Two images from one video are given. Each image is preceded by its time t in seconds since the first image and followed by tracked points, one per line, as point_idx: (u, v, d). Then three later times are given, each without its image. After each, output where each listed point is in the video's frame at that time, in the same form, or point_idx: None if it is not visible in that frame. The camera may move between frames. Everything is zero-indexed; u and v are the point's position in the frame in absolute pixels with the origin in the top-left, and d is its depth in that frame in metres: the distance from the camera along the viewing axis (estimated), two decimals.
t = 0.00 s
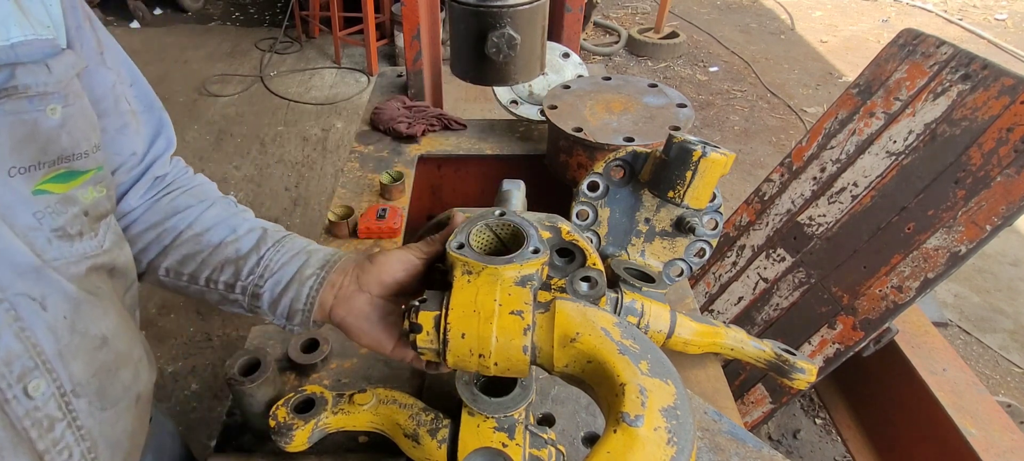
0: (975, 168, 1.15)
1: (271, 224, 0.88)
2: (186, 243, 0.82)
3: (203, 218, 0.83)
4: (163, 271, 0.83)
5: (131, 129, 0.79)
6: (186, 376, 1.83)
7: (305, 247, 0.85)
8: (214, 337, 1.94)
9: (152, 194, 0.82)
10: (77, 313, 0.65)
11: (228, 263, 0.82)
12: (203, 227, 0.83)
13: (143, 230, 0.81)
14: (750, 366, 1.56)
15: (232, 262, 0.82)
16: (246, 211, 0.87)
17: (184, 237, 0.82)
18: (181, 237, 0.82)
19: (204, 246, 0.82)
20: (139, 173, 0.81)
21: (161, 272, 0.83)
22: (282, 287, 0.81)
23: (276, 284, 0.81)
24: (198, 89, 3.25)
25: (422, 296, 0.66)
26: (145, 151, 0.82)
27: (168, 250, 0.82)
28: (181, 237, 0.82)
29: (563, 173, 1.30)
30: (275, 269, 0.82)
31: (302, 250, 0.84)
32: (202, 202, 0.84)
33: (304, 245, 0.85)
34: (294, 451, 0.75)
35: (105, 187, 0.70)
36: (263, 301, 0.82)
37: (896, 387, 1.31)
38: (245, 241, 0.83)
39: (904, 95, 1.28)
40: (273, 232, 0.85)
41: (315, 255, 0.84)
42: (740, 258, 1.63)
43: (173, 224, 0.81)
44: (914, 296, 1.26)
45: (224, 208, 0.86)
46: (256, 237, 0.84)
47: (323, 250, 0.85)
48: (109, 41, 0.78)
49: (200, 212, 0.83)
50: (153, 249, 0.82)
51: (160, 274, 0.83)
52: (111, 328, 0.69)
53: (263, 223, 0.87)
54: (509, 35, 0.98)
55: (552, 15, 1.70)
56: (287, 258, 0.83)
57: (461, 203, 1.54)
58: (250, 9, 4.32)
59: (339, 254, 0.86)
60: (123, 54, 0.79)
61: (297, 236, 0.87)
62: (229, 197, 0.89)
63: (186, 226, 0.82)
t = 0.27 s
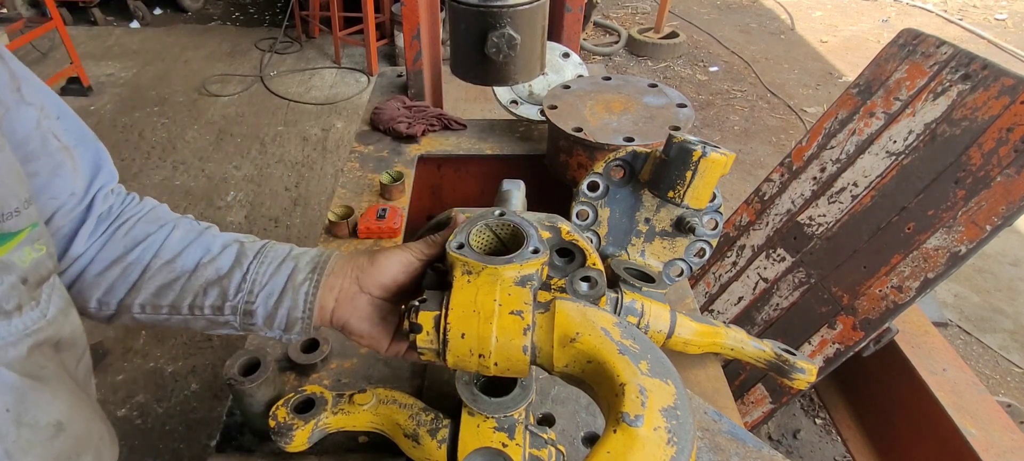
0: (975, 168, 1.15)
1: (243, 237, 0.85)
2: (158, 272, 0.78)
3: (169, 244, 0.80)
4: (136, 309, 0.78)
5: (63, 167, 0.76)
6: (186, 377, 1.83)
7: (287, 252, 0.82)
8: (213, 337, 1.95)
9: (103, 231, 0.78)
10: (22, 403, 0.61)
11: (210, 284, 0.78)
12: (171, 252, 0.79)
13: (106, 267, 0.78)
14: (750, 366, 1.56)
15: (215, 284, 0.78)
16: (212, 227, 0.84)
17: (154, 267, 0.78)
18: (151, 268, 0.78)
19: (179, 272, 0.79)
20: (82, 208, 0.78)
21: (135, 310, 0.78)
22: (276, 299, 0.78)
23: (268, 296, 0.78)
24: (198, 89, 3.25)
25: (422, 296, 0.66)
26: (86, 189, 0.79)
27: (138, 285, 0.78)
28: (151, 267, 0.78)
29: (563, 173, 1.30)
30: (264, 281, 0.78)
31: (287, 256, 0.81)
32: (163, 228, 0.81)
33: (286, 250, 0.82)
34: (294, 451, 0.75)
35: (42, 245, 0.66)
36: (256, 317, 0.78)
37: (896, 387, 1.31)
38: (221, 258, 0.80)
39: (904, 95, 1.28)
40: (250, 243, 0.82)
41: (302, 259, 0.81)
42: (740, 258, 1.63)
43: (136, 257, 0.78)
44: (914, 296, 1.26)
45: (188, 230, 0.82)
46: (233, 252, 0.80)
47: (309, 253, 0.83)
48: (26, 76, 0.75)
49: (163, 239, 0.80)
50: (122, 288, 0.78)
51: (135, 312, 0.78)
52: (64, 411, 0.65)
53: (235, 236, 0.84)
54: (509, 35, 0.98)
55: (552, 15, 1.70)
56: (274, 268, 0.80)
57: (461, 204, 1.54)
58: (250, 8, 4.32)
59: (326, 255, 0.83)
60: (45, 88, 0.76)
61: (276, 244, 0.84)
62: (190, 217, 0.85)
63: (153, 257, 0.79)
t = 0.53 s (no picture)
0: (975, 168, 1.15)
1: (236, 243, 0.84)
2: (155, 288, 0.77)
3: (161, 258, 0.78)
4: (134, 326, 0.77)
5: (13, 179, 0.70)
6: (186, 376, 1.83)
7: (287, 259, 0.82)
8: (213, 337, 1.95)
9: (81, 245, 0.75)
10: None
11: (212, 297, 0.79)
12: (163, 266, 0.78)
13: (95, 286, 0.75)
14: (750, 366, 1.56)
15: (217, 297, 0.78)
16: (202, 235, 0.83)
17: (150, 283, 0.77)
18: (147, 284, 0.77)
19: (177, 287, 0.78)
20: (44, 220, 0.73)
21: (133, 327, 0.77)
22: (281, 307, 0.80)
23: (274, 307, 0.80)
24: (198, 89, 3.25)
25: (422, 296, 0.66)
26: (46, 200, 0.74)
27: (134, 302, 0.77)
28: (145, 283, 0.77)
29: (563, 173, 1.30)
30: (268, 292, 0.80)
31: (287, 264, 0.82)
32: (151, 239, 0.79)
33: (285, 256, 0.83)
34: (293, 451, 0.75)
35: None
36: (262, 326, 0.80)
37: (896, 387, 1.31)
38: (219, 270, 0.80)
39: (904, 95, 1.28)
40: (246, 251, 0.82)
41: (304, 267, 0.82)
42: (740, 258, 1.63)
43: (127, 273, 0.76)
44: (914, 296, 1.26)
45: (176, 240, 0.80)
46: (232, 263, 0.80)
47: (310, 258, 0.83)
48: None
49: (154, 252, 0.78)
50: (114, 306, 0.76)
51: (131, 329, 0.78)
52: (27, 453, 0.56)
53: (228, 243, 0.83)
54: (509, 35, 0.98)
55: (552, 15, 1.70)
56: (277, 277, 0.81)
57: (461, 204, 1.54)
58: (250, 8, 4.32)
59: (326, 259, 0.84)
60: None
61: (272, 249, 0.84)
62: (173, 223, 0.83)
63: (146, 272, 0.77)
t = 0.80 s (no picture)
0: (975, 168, 1.15)
1: (156, 193, 0.89)
2: (94, 251, 0.85)
3: (88, 223, 0.85)
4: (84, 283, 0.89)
5: None
6: (186, 377, 1.83)
7: (209, 210, 0.89)
8: (214, 337, 1.95)
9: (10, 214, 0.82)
10: None
11: (150, 255, 0.88)
12: (90, 230, 0.85)
13: (34, 252, 0.83)
14: (750, 366, 1.56)
15: (155, 255, 0.88)
16: (121, 190, 0.88)
17: (85, 247, 0.85)
18: (83, 249, 0.85)
19: (110, 249, 0.86)
20: None
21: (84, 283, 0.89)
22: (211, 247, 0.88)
23: (209, 257, 0.90)
24: (198, 89, 3.25)
25: (422, 295, 0.66)
26: None
27: (77, 264, 0.86)
28: (80, 247, 0.85)
29: (563, 173, 1.30)
30: (198, 248, 0.88)
31: (210, 217, 0.88)
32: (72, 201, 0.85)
33: (207, 205, 0.89)
34: (293, 451, 0.75)
35: None
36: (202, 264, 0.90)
37: (896, 387, 1.31)
38: (145, 231, 0.87)
39: (904, 95, 1.28)
40: (166, 207, 0.88)
41: (226, 220, 0.88)
42: (740, 258, 1.63)
43: (66, 237, 0.84)
44: (914, 296, 1.26)
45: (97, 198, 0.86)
46: (155, 220, 0.87)
47: (230, 210, 0.89)
48: None
49: (79, 211, 0.85)
50: (58, 266, 0.85)
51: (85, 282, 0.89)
52: None
53: (149, 196, 0.89)
54: (509, 35, 0.98)
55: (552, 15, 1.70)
56: (203, 232, 0.88)
57: (461, 204, 1.55)
58: (250, 8, 4.32)
59: (247, 205, 0.90)
60: None
61: (192, 198, 0.89)
62: (91, 176, 0.88)
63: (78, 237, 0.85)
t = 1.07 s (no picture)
0: (975, 168, 1.15)
1: (171, 137, 0.83)
2: (118, 187, 0.85)
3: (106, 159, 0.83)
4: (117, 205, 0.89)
5: None
6: (186, 377, 1.83)
7: (222, 170, 0.81)
8: (214, 337, 1.95)
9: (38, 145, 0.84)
10: None
11: (172, 196, 0.86)
12: (111, 167, 0.84)
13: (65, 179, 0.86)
14: (750, 366, 1.56)
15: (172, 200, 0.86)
16: (135, 128, 0.83)
17: (108, 183, 0.85)
18: (108, 186, 0.85)
19: (132, 187, 0.85)
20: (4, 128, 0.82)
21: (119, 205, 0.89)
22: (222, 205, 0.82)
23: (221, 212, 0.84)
24: (198, 89, 3.25)
25: (422, 295, 0.66)
26: None
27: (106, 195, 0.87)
28: (105, 182, 0.85)
29: (563, 173, 1.30)
30: (212, 200, 0.83)
31: (222, 179, 0.81)
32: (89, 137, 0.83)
33: (221, 165, 0.81)
34: (294, 451, 0.75)
35: None
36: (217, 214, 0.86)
37: (896, 387, 1.31)
38: (160, 177, 0.84)
39: (904, 95, 1.28)
40: (178, 159, 0.82)
41: (237, 187, 0.80)
42: (740, 258, 1.63)
43: (90, 170, 0.84)
44: (914, 296, 1.26)
45: (114, 132, 0.83)
46: (167, 167, 0.83)
47: (243, 165, 0.80)
48: None
49: (98, 145, 0.83)
50: (90, 193, 0.87)
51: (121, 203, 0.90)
52: None
53: (164, 139, 0.83)
54: (509, 35, 0.98)
55: (552, 15, 1.70)
56: (216, 191, 0.82)
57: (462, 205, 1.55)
58: (250, 8, 4.32)
59: (259, 174, 0.80)
60: None
61: (206, 150, 0.82)
62: (109, 106, 0.84)
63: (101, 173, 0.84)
